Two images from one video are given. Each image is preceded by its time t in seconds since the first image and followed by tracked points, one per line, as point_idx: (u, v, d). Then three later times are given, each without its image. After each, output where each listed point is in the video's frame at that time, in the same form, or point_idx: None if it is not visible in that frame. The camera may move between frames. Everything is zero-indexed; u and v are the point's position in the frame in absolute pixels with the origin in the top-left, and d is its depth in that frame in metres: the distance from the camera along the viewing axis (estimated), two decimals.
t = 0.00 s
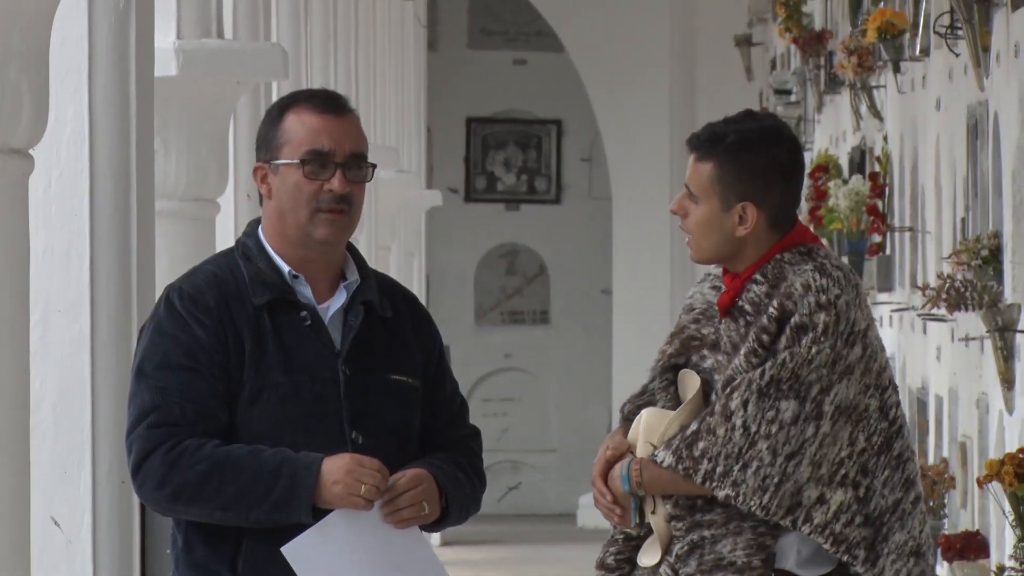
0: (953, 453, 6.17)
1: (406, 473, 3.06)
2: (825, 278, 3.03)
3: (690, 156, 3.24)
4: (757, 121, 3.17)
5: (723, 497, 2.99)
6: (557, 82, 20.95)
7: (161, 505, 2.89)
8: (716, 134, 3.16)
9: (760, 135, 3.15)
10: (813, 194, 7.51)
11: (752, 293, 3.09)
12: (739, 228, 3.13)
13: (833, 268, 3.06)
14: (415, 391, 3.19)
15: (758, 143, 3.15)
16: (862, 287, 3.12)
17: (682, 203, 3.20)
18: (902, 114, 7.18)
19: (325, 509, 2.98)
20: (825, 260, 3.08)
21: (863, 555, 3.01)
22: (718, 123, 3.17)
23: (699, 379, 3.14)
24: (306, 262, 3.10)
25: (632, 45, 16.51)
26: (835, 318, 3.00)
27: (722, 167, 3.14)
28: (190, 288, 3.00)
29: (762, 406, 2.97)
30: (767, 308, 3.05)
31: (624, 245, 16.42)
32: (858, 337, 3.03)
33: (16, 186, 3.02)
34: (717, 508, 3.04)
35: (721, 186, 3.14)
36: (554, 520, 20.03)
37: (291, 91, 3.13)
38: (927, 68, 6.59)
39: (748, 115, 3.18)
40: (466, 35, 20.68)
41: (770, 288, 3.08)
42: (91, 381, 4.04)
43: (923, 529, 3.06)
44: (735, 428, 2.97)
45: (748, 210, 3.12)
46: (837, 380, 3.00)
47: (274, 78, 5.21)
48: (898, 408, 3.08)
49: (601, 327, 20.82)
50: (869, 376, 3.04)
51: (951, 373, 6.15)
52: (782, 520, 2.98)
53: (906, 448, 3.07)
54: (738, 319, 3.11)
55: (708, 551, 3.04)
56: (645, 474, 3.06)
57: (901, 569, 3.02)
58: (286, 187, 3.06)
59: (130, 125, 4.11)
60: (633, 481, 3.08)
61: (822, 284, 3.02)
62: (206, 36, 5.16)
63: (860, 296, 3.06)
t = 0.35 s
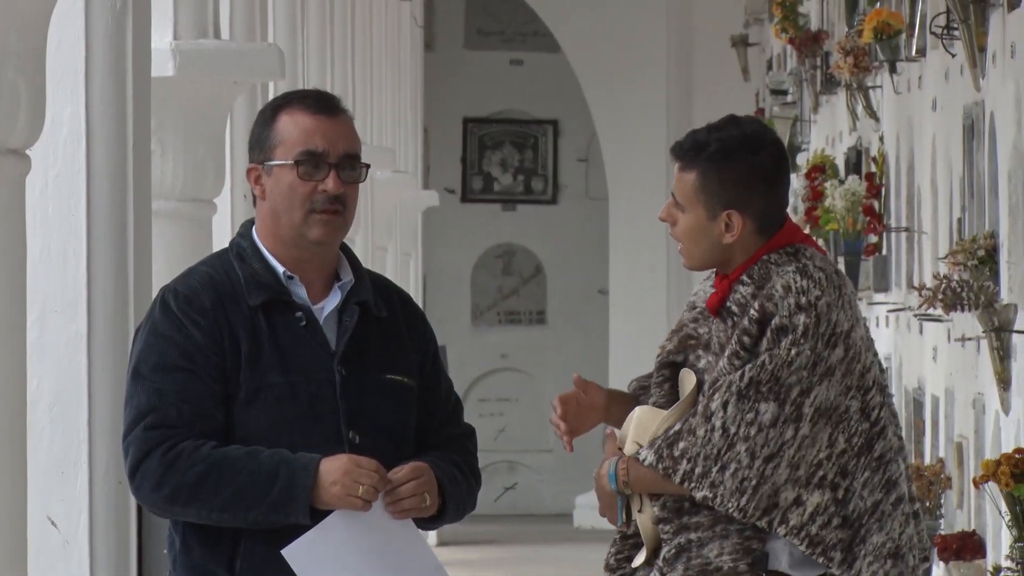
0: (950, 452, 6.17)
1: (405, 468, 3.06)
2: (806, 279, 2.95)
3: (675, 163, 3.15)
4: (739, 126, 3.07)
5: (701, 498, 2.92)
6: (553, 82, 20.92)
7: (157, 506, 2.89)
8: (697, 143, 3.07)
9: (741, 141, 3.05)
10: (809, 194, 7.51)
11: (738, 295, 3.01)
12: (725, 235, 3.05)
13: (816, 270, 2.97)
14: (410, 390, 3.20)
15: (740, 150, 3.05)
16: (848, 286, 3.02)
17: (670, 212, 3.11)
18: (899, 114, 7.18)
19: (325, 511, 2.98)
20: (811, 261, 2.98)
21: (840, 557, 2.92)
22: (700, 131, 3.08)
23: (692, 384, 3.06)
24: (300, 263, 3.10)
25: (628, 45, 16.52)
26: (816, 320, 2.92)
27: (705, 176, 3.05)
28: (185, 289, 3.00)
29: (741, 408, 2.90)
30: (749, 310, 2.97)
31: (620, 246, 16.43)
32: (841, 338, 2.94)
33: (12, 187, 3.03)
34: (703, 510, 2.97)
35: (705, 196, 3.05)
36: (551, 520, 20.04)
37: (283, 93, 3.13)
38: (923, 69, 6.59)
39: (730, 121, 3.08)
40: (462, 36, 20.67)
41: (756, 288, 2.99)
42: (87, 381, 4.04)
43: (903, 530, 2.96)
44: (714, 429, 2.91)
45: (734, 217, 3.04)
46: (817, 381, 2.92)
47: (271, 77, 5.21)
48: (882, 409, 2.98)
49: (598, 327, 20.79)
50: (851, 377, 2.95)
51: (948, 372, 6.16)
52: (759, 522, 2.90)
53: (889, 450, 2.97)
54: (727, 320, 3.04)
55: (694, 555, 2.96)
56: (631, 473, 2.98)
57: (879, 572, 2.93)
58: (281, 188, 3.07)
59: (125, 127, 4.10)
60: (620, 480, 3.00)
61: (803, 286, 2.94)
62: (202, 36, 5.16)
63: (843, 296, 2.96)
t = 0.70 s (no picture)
0: (950, 453, 6.17)
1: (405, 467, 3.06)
2: (789, 281, 3.00)
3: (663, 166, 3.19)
4: (727, 129, 3.11)
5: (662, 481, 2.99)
6: (553, 83, 20.91)
7: (157, 507, 2.88)
8: (685, 146, 3.11)
9: (728, 143, 3.09)
10: (808, 195, 7.51)
11: (727, 297, 3.05)
12: (715, 237, 3.09)
13: (802, 272, 3.02)
14: (409, 390, 3.20)
15: (728, 153, 3.09)
16: (836, 291, 3.07)
17: (659, 215, 3.15)
18: (898, 115, 7.18)
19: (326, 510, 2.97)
20: (799, 262, 3.04)
21: (790, 557, 2.96)
22: (687, 134, 3.12)
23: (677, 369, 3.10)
24: (299, 263, 3.10)
25: (627, 46, 16.52)
26: (795, 320, 2.98)
27: (693, 179, 3.09)
28: (183, 290, 2.99)
29: (710, 397, 2.96)
30: (731, 309, 3.04)
31: (619, 246, 16.44)
32: (819, 341, 2.99)
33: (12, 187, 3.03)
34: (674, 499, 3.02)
35: (694, 199, 3.09)
36: (550, 521, 20.04)
37: (282, 93, 3.13)
38: (922, 69, 6.59)
39: (717, 124, 3.12)
40: (462, 36, 20.65)
41: (744, 290, 3.04)
42: (87, 382, 4.03)
43: (858, 537, 2.97)
44: (681, 414, 2.97)
45: (723, 219, 3.08)
46: (789, 380, 2.97)
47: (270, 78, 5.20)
48: (854, 414, 3.01)
49: (597, 327, 20.77)
50: (824, 380, 2.99)
51: (947, 373, 6.16)
52: (714, 511, 2.96)
53: (855, 455, 3.00)
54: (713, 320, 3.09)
55: (661, 545, 3.02)
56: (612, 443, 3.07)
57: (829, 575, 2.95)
58: (279, 190, 3.06)
59: (124, 127, 4.10)
60: (603, 446, 3.08)
61: (784, 287, 3.00)
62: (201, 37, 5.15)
63: (826, 300, 3.02)
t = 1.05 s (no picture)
0: (951, 452, 6.16)
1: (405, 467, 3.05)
2: (798, 276, 2.94)
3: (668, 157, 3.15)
4: (736, 122, 3.08)
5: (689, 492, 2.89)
6: (553, 82, 20.88)
7: (157, 508, 2.87)
8: (693, 134, 3.07)
9: (738, 135, 3.05)
10: (810, 194, 7.50)
11: (728, 294, 3.00)
12: (717, 227, 3.03)
13: (807, 267, 2.97)
14: (408, 389, 3.19)
15: (736, 142, 3.04)
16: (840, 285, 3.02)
17: (660, 204, 3.10)
18: (899, 114, 7.16)
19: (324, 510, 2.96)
20: (800, 259, 2.99)
21: (815, 556, 2.91)
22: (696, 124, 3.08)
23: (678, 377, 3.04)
24: (297, 263, 3.09)
25: (627, 46, 16.51)
26: (807, 317, 2.92)
27: (700, 167, 3.04)
28: (182, 290, 2.98)
29: (730, 402, 2.88)
30: (739, 308, 2.97)
31: (619, 246, 16.45)
32: (831, 336, 2.94)
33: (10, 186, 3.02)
34: (692, 507, 2.94)
35: (699, 186, 3.04)
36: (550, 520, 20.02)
37: (280, 92, 3.11)
38: (923, 68, 6.58)
39: (727, 117, 3.09)
40: (462, 36, 20.62)
41: (747, 287, 2.98)
42: (87, 384, 4.00)
43: (879, 531, 2.91)
44: (703, 423, 2.89)
45: (727, 208, 3.03)
46: (806, 378, 2.91)
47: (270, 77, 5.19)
48: (869, 408, 2.97)
49: (598, 326, 20.74)
50: (839, 374, 2.95)
51: (948, 373, 6.15)
52: (745, 516, 2.88)
53: (873, 448, 2.95)
54: (716, 319, 3.02)
55: (681, 552, 2.93)
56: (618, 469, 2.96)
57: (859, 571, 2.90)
58: (277, 189, 3.05)
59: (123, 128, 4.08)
60: (605, 475, 2.99)
61: (794, 283, 2.93)
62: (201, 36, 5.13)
63: (834, 294, 2.96)
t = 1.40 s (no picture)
0: (949, 451, 6.17)
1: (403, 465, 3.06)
2: (799, 269, 2.93)
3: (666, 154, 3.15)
4: (740, 116, 3.11)
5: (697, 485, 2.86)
6: (552, 81, 20.88)
7: (155, 508, 2.88)
8: (698, 127, 3.10)
9: (746, 128, 3.08)
10: (807, 194, 7.51)
11: (727, 289, 2.98)
12: (730, 217, 3.04)
13: (807, 261, 2.95)
14: (405, 388, 3.20)
15: (738, 137, 3.08)
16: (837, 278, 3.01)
17: (664, 202, 3.09)
18: (897, 113, 7.18)
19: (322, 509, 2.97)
20: (799, 252, 2.97)
21: (839, 544, 2.87)
22: (700, 118, 3.11)
23: (678, 368, 3.01)
24: (294, 262, 3.10)
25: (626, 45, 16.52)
26: (812, 308, 2.89)
27: (709, 159, 3.06)
28: (179, 290, 2.99)
29: (738, 394, 2.85)
30: (741, 302, 2.94)
31: (618, 245, 16.46)
32: (834, 328, 2.92)
33: (9, 185, 3.03)
34: (699, 501, 2.92)
35: (708, 179, 3.05)
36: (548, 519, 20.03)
37: (276, 91, 3.12)
38: (921, 68, 6.60)
39: (729, 112, 3.13)
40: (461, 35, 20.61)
41: (746, 282, 2.97)
42: (86, 383, 4.01)
43: (900, 518, 2.92)
44: (710, 415, 2.86)
45: (740, 197, 3.04)
46: (813, 369, 2.89)
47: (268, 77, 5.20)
48: (876, 398, 2.96)
49: (597, 326, 20.74)
50: (845, 366, 2.93)
51: (946, 372, 6.17)
52: (756, 509, 2.85)
53: (883, 438, 2.95)
54: (713, 315, 3.00)
55: (688, 546, 2.92)
56: (629, 458, 2.91)
57: (880, 557, 2.88)
58: (274, 189, 3.06)
59: (123, 128, 4.09)
60: (620, 462, 2.92)
61: (797, 275, 2.92)
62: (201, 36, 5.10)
63: (834, 286, 2.95)
